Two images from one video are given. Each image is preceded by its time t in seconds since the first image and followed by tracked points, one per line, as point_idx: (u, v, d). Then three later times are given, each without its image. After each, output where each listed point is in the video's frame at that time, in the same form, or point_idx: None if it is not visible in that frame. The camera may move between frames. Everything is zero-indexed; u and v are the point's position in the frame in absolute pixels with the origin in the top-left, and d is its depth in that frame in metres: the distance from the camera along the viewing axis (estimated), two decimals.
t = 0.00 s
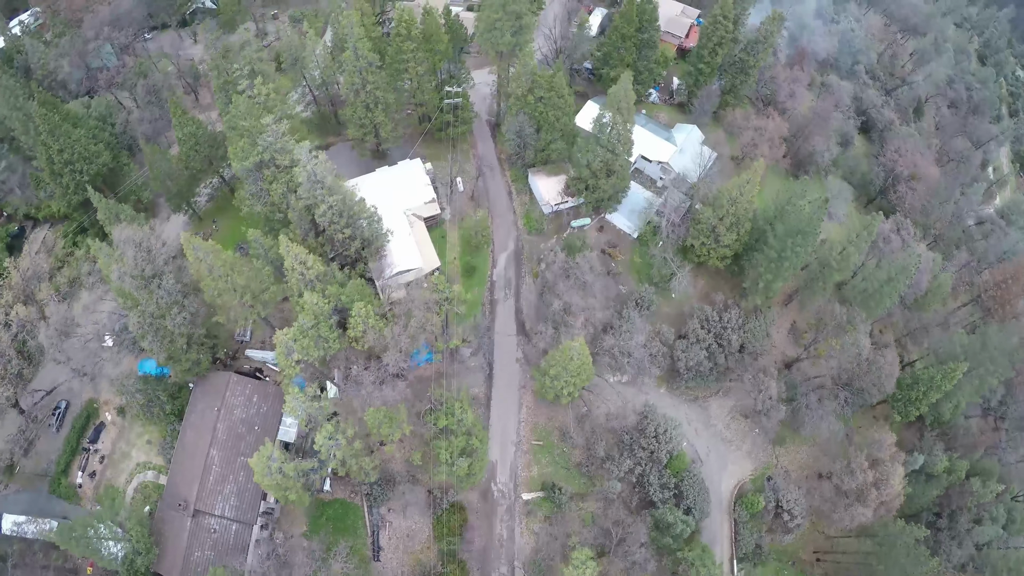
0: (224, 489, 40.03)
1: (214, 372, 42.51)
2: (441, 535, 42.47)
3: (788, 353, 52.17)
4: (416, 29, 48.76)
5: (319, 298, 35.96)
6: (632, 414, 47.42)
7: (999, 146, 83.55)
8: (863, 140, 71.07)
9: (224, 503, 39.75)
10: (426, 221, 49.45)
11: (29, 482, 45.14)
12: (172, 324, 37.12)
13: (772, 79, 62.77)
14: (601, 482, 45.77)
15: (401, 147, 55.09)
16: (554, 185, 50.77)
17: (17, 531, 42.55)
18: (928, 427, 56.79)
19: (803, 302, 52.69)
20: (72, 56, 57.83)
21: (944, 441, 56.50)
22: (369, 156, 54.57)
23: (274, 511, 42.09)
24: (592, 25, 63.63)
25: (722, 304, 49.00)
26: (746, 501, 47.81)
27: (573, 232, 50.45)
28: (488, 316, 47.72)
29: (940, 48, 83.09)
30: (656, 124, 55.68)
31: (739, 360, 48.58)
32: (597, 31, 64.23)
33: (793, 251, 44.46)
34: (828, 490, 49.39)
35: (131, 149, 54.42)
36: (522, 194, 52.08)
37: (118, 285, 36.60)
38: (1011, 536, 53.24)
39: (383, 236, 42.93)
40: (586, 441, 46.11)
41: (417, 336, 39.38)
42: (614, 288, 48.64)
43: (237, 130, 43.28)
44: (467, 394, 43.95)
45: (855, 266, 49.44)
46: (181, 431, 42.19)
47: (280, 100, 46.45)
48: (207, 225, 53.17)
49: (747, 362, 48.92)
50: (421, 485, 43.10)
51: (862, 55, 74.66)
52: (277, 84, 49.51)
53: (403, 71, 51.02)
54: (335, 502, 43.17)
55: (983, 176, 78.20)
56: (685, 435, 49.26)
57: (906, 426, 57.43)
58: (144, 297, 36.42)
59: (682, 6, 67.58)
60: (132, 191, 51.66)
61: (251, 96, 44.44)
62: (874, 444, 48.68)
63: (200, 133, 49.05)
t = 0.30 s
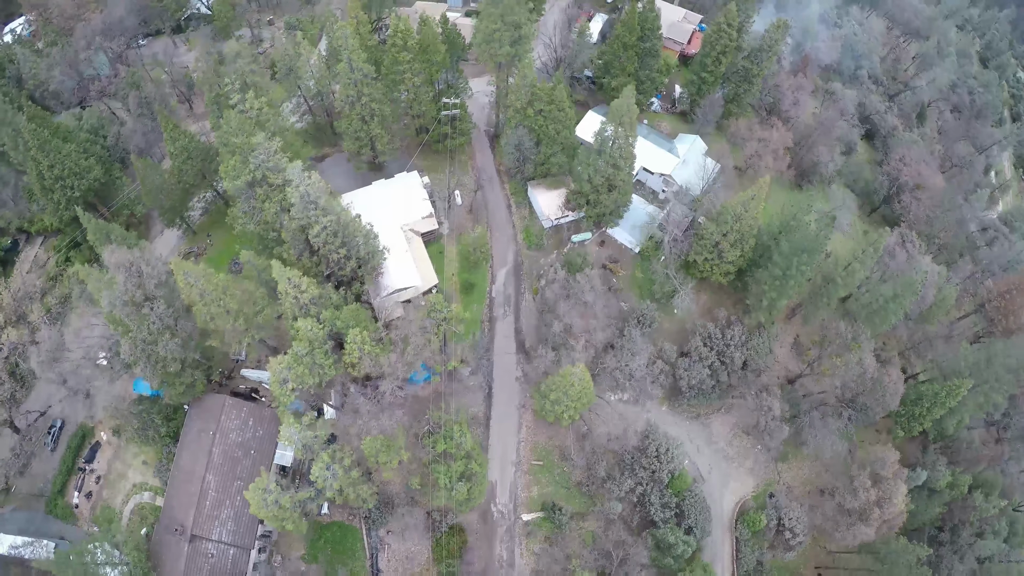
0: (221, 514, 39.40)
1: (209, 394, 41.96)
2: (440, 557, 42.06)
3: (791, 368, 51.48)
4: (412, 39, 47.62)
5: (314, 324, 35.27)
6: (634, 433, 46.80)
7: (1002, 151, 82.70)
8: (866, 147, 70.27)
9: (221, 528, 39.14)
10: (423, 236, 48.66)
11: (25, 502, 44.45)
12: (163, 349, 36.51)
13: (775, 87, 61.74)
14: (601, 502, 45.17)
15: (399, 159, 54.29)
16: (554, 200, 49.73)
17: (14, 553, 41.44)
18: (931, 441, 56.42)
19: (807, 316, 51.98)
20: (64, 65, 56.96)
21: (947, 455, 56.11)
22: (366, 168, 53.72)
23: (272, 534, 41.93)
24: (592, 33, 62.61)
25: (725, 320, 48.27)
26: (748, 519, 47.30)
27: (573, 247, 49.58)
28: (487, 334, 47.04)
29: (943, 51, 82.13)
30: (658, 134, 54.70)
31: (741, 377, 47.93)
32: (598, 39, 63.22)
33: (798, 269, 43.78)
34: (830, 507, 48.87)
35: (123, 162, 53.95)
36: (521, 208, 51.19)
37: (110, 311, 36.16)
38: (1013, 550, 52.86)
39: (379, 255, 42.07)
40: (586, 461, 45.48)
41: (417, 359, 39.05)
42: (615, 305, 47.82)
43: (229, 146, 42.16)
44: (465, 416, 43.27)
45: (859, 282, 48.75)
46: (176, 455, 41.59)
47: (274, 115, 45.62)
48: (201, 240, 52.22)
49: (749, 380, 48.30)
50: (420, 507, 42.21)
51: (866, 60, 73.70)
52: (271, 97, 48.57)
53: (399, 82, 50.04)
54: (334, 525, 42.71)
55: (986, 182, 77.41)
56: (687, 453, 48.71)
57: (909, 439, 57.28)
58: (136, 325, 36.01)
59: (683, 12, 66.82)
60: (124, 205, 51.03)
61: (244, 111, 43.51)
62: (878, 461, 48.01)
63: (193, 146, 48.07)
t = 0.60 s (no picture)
0: (218, 539, 38.84)
1: (205, 417, 41.53)
2: None
3: (793, 384, 50.89)
4: (408, 50, 46.54)
5: (309, 351, 34.63)
6: (636, 452, 46.24)
7: (1004, 155, 81.90)
8: (869, 154, 69.36)
9: (218, 553, 38.57)
10: (421, 251, 47.82)
11: (21, 522, 43.98)
12: (156, 376, 35.99)
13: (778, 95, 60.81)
14: (602, 522, 44.64)
15: (395, 172, 53.07)
16: (554, 215, 48.76)
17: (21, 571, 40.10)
18: (935, 454, 55.73)
19: (810, 331, 51.27)
20: (54, 77, 56.30)
21: (949, 469, 55.64)
22: (362, 182, 52.10)
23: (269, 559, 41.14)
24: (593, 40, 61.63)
25: (728, 337, 47.55)
26: (749, 537, 46.87)
27: (574, 262, 48.67)
28: (485, 352, 46.37)
29: (945, 55, 81.27)
30: (660, 146, 53.76)
31: (744, 396, 47.19)
32: (598, 46, 62.19)
33: (802, 287, 42.95)
34: (832, 525, 48.32)
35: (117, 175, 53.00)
36: (520, 223, 50.27)
37: (100, 338, 35.76)
38: (1016, 566, 52.41)
39: (376, 274, 41.48)
40: (587, 481, 44.96)
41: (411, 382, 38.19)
42: (616, 322, 47.09)
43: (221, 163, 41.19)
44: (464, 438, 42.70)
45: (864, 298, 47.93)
46: (172, 478, 41.12)
47: (267, 130, 44.74)
48: (196, 255, 51.79)
49: (752, 397, 47.73)
50: (418, 529, 41.83)
51: (868, 66, 72.83)
52: (265, 111, 47.64)
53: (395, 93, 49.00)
54: (332, 547, 42.07)
55: (990, 188, 76.59)
56: (689, 471, 48.20)
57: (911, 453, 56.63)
58: (127, 353, 35.37)
59: (685, 17, 65.73)
60: (118, 220, 50.18)
61: (236, 126, 42.53)
62: (882, 479, 47.32)
63: (186, 160, 47.23)
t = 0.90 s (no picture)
0: (215, 565, 38.35)
1: (201, 441, 41.16)
2: None
3: (795, 400, 50.43)
4: (403, 61, 45.66)
5: (303, 379, 34.09)
6: (637, 471, 45.69)
7: (1006, 160, 81.38)
8: (872, 160, 68.62)
9: None
10: (418, 268, 46.98)
11: (18, 543, 43.18)
12: (150, 404, 35.52)
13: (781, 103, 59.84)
14: (602, 541, 44.13)
15: (392, 185, 52.17)
16: (554, 230, 47.80)
17: None
18: (937, 468, 55.29)
19: (813, 347, 50.61)
20: (45, 88, 55.52)
21: (951, 483, 55.31)
22: (358, 195, 51.50)
23: None
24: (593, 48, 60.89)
25: (731, 355, 46.92)
26: (750, 555, 46.45)
27: (574, 279, 47.80)
28: (484, 370, 45.78)
29: (946, 59, 80.68)
30: (662, 158, 52.71)
31: (746, 413, 46.58)
32: (598, 53, 61.41)
33: (807, 307, 42.17)
34: (834, 542, 47.79)
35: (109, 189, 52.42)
36: (519, 237, 49.42)
37: (91, 367, 35.50)
38: None
39: (371, 295, 40.67)
40: (586, 500, 44.47)
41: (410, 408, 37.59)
42: (617, 339, 46.42)
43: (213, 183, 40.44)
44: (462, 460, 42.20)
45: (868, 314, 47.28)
46: (167, 503, 40.67)
47: (260, 146, 43.92)
48: (190, 270, 51.13)
49: (754, 415, 47.13)
50: (417, 551, 41.20)
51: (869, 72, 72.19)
52: (259, 126, 46.82)
53: (391, 106, 48.00)
54: (331, 569, 41.80)
55: (993, 193, 76.02)
56: (690, 490, 47.73)
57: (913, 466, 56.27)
58: (118, 382, 34.92)
59: (687, 22, 64.72)
60: (111, 235, 49.79)
61: (228, 144, 41.82)
62: (884, 496, 46.83)
63: (178, 173, 46.38)
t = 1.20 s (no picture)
0: None
1: (196, 464, 40.62)
2: None
3: (798, 416, 49.86)
4: (400, 74, 44.44)
5: (298, 408, 33.49)
6: (639, 491, 44.99)
7: (1008, 165, 80.80)
8: (875, 167, 67.83)
9: None
10: (415, 285, 46.14)
11: (13, 564, 43.29)
12: (143, 431, 35.61)
13: (785, 111, 58.90)
14: (603, 561, 43.55)
15: (389, 199, 51.23)
16: (554, 246, 46.87)
17: None
18: (940, 482, 54.86)
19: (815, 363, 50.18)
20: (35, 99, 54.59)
21: (954, 497, 54.93)
22: (353, 210, 50.20)
23: None
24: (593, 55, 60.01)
25: (733, 373, 46.40)
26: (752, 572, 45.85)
27: (574, 295, 47.02)
28: (483, 389, 45.18)
29: (948, 63, 79.96)
30: (664, 170, 51.76)
31: (748, 432, 46.01)
32: (599, 60, 60.50)
33: (812, 326, 41.48)
34: (837, 559, 47.31)
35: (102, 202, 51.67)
36: (518, 252, 48.65)
37: (83, 397, 35.43)
38: None
39: (367, 316, 40.06)
40: (587, 519, 43.92)
41: (408, 434, 37.08)
42: (619, 357, 45.69)
43: (205, 203, 39.69)
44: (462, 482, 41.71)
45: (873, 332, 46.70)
46: (164, 527, 40.32)
47: (253, 163, 43.04)
48: (185, 285, 50.29)
49: (757, 434, 46.59)
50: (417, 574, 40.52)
51: (872, 77, 71.31)
52: (252, 141, 46.06)
53: (387, 119, 46.98)
54: None
55: (995, 200, 75.45)
56: (691, 508, 47.17)
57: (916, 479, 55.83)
58: (110, 411, 35.17)
59: (689, 29, 63.81)
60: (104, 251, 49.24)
61: (220, 162, 40.94)
62: (887, 513, 46.44)
63: (170, 190, 45.74)
